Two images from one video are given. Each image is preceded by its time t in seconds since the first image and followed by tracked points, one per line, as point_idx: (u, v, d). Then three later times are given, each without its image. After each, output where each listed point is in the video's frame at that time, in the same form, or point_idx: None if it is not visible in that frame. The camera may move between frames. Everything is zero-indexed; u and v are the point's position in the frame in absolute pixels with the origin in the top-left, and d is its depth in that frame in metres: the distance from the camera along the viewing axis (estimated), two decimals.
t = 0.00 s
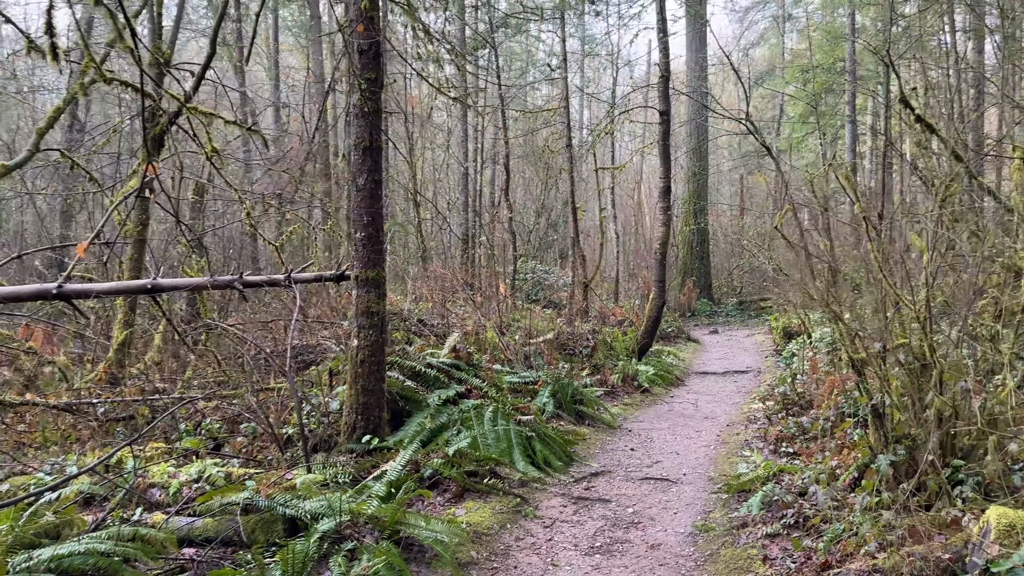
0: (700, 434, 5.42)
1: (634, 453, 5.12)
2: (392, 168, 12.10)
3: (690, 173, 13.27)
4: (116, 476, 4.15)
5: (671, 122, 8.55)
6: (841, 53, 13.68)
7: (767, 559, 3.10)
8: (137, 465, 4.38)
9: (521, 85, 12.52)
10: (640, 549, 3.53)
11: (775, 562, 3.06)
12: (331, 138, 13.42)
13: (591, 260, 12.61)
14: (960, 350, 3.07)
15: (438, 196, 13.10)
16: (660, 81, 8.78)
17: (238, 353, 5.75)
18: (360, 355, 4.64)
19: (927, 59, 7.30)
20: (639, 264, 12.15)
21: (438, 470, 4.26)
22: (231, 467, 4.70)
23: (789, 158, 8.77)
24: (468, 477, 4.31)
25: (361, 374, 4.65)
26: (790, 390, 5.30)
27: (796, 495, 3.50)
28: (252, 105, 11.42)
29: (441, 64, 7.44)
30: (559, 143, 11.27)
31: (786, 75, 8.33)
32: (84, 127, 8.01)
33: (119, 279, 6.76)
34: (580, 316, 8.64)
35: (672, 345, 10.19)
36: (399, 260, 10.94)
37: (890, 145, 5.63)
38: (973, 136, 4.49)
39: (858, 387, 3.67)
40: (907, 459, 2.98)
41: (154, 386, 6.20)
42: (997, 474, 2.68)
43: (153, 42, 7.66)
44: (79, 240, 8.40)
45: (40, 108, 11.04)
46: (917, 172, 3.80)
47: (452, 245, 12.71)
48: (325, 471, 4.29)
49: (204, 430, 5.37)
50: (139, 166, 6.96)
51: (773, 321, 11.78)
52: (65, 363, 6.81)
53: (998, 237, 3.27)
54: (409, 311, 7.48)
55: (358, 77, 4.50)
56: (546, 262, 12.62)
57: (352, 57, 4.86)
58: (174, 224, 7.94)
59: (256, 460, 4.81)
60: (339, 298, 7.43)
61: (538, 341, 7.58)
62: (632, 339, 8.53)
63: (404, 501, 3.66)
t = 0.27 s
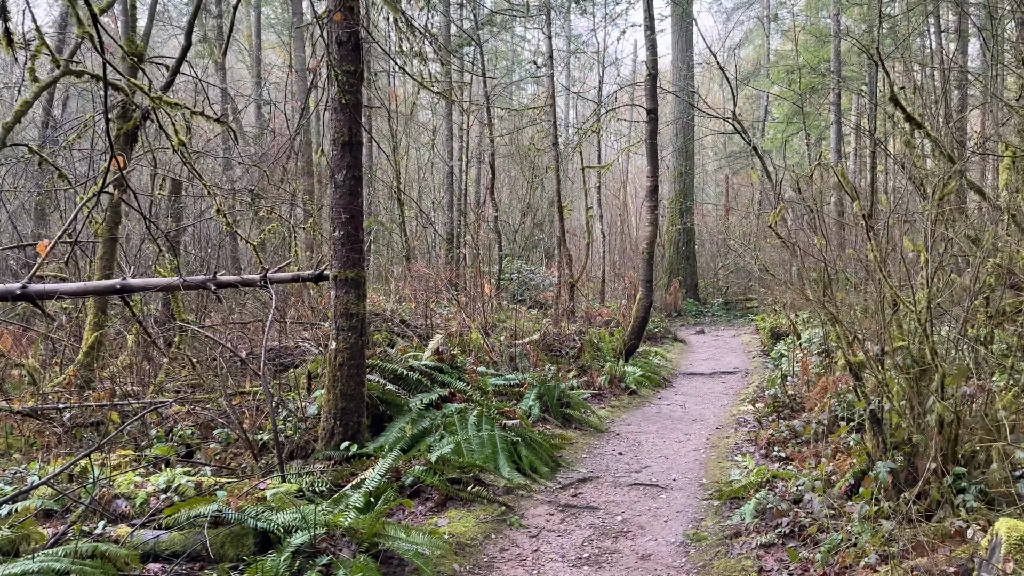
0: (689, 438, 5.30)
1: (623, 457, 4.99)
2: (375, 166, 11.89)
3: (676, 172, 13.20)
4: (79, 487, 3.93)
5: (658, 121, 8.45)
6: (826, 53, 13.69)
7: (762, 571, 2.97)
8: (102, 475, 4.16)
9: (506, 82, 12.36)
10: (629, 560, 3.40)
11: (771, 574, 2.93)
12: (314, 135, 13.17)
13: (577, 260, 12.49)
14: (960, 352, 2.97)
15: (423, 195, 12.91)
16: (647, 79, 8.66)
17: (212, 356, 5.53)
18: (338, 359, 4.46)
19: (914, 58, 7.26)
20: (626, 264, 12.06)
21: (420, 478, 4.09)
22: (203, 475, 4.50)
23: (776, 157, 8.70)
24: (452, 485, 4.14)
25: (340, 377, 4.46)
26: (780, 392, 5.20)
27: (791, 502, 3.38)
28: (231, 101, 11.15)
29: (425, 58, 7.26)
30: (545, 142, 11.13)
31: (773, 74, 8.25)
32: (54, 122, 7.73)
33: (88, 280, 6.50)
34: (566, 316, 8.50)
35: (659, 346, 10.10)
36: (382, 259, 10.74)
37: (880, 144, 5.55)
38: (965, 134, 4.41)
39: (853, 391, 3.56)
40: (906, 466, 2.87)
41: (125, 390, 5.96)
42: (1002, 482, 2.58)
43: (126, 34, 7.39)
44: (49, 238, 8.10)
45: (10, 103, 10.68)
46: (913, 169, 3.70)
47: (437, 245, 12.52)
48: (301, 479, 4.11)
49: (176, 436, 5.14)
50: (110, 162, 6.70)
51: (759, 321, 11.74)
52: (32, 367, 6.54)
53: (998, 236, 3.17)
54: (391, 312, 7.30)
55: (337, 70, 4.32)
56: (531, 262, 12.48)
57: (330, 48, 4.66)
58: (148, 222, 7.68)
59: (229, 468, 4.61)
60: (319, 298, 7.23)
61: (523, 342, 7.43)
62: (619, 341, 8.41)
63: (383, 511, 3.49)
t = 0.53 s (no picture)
0: (679, 442, 5.17)
1: (612, 462, 4.85)
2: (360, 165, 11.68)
3: (664, 173, 13.12)
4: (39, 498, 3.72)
5: (646, 120, 8.33)
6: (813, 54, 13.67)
7: None
8: (66, 485, 3.95)
9: (493, 81, 12.20)
10: (620, 572, 3.25)
11: None
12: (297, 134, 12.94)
13: (565, 261, 12.35)
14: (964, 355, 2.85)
15: (408, 195, 12.72)
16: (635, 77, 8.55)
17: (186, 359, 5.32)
18: (316, 362, 4.28)
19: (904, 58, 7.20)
20: (614, 264, 11.94)
21: (401, 487, 3.92)
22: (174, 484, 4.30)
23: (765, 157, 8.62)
24: (435, 493, 3.98)
25: (318, 381, 4.28)
26: (772, 396, 5.08)
27: (787, 510, 3.25)
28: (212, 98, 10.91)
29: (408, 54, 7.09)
30: (532, 141, 10.99)
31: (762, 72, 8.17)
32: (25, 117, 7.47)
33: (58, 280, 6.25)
34: (554, 317, 8.36)
35: (647, 347, 9.98)
36: (366, 259, 10.54)
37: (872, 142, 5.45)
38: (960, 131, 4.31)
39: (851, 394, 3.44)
40: (908, 474, 2.75)
41: (95, 395, 5.72)
42: (1010, 491, 2.46)
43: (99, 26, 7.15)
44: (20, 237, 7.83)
45: None
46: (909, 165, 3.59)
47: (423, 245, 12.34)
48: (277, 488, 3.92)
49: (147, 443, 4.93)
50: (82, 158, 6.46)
51: (748, 322, 11.66)
52: None
53: (1000, 234, 3.06)
54: (375, 313, 7.11)
55: (315, 61, 4.14)
56: (518, 263, 12.33)
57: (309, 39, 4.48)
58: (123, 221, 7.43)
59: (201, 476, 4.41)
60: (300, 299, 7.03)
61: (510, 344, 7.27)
62: (607, 342, 8.27)
63: (361, 522, 3.31)
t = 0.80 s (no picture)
0: (671, 447, 5.05)
1: (602, 469, 4.71)
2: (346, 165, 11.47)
3: (654, 173, 13.02)
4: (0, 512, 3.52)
5: (636, 118, 8.21)
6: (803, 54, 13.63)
7: None
8: (29, 496, 3.75)
9: (481, 79, 12.04)
10: None
11: None
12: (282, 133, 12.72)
13: (554, 262, 12.21)
14: (972, 359, 2.73)
15: (395, 194, 12.53)
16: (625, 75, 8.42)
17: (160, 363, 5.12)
18: (295, 366, 4.11)
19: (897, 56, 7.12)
20: (603, 265, 11.83)
21: (384, 497, 3.75)
22: (146, 495, 4.11)
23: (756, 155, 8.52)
24: (419, 502, 3.81)
25: (297, 387, 4.11)
26: (766, 399, 4.97)
27: (785, 521, 3.12)
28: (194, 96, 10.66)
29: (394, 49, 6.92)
30: (521, 140, 10.84)
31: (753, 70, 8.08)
32: None
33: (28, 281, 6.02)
34: (543, 319, 8.21)
35: (638, 349, 9.87)
36: (352, 260, 10.34)
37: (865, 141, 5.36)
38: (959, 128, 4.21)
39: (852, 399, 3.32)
40: (915, 483, 2.62)
41: (67, 400, 5.51)
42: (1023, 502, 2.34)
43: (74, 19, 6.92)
44: None
45: None
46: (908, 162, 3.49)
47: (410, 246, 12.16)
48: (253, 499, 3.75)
49: (120, 451, 4.73)
50: (53, 155, 6.22)
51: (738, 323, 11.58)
52: None
53: (1007, 233, 2.95)
54: (360, 315, 6.93)
55: (293, 52, 3.97)
56: (507, 264, 12.18)
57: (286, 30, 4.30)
58: (98, 220, 7.20)
59: (175, 486, 4.23)
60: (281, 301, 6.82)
61: (499, 347, 7.12)
62: (597, 344, 8.14)
63: (340, 536, 3.14)
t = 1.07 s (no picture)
0: (664, 453, 4.91)
1: (594, 476, 4.56)
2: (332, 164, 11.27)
3: (644, 173, 12.92)
4: None
5: (627, 117, 8.09)
6: (792, 55, 13.61)
7: None
8: None
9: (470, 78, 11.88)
10: None
11: None
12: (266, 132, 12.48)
13: (544, 263, 12.08)
14: (982, 365, 2.60)
15: (382, 194, 12.34)
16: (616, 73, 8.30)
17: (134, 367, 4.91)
18: (274, 372, 3.93)
19: (889, 55, 7.05)
20: (593, 266, 11.70)
21: (366, 509, 3.58)
22: (116, 507, 3.91)
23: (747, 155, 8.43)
24: (403, 514, 3.65)
25: (275, 393, 3.92)
26: (761, 404, 4.84)
27: (786, 533, 2.99)
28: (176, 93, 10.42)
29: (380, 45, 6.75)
30: (510, 139, 10.69)
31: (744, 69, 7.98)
32: None
33: None
34: (533, 321, 8.07)
35: (628, 351, 9.74)
36: (338, 261, 10.15)
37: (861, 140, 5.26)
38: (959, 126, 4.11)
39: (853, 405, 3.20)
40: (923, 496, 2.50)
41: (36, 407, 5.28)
42: None
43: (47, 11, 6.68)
44: None
45: None
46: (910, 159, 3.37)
47: (398, 247, 11.97)
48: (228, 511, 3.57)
49: (90, 461, 4.52)
50: (24, 151, 5.99)
51: (729, 325, 11.49)
52: None
53: (1016, 233, 2.84)
54: (345, 318, 6.75)
55: (272, 43, 3.80)
56: (497, 265, 12.02)
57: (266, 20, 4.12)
58: (72, 220, 6.95)
59: (147, 497, 4.03)
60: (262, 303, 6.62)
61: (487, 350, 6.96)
62: (587, 347, 8.00)
63: (318, 552, 2.96)
